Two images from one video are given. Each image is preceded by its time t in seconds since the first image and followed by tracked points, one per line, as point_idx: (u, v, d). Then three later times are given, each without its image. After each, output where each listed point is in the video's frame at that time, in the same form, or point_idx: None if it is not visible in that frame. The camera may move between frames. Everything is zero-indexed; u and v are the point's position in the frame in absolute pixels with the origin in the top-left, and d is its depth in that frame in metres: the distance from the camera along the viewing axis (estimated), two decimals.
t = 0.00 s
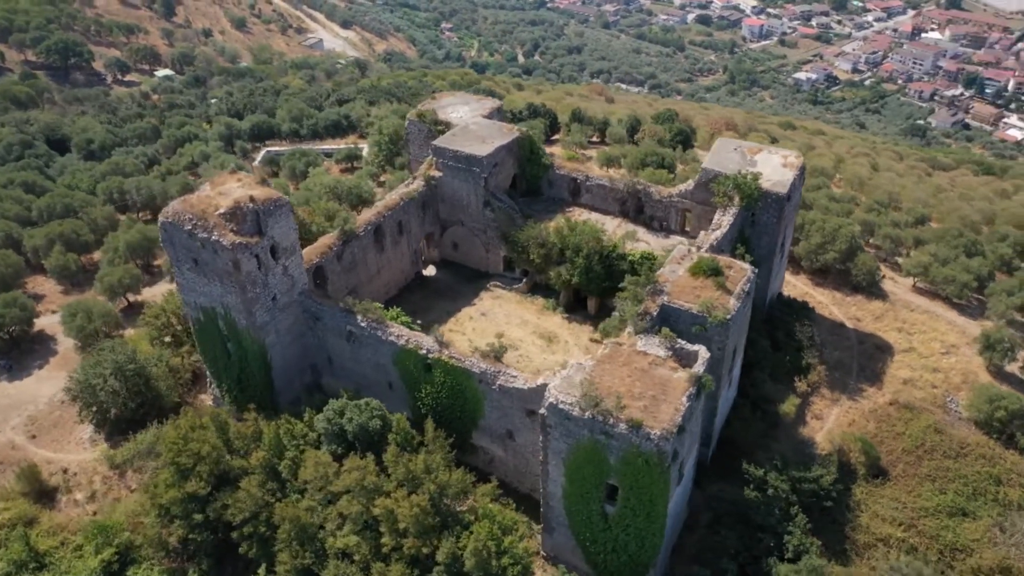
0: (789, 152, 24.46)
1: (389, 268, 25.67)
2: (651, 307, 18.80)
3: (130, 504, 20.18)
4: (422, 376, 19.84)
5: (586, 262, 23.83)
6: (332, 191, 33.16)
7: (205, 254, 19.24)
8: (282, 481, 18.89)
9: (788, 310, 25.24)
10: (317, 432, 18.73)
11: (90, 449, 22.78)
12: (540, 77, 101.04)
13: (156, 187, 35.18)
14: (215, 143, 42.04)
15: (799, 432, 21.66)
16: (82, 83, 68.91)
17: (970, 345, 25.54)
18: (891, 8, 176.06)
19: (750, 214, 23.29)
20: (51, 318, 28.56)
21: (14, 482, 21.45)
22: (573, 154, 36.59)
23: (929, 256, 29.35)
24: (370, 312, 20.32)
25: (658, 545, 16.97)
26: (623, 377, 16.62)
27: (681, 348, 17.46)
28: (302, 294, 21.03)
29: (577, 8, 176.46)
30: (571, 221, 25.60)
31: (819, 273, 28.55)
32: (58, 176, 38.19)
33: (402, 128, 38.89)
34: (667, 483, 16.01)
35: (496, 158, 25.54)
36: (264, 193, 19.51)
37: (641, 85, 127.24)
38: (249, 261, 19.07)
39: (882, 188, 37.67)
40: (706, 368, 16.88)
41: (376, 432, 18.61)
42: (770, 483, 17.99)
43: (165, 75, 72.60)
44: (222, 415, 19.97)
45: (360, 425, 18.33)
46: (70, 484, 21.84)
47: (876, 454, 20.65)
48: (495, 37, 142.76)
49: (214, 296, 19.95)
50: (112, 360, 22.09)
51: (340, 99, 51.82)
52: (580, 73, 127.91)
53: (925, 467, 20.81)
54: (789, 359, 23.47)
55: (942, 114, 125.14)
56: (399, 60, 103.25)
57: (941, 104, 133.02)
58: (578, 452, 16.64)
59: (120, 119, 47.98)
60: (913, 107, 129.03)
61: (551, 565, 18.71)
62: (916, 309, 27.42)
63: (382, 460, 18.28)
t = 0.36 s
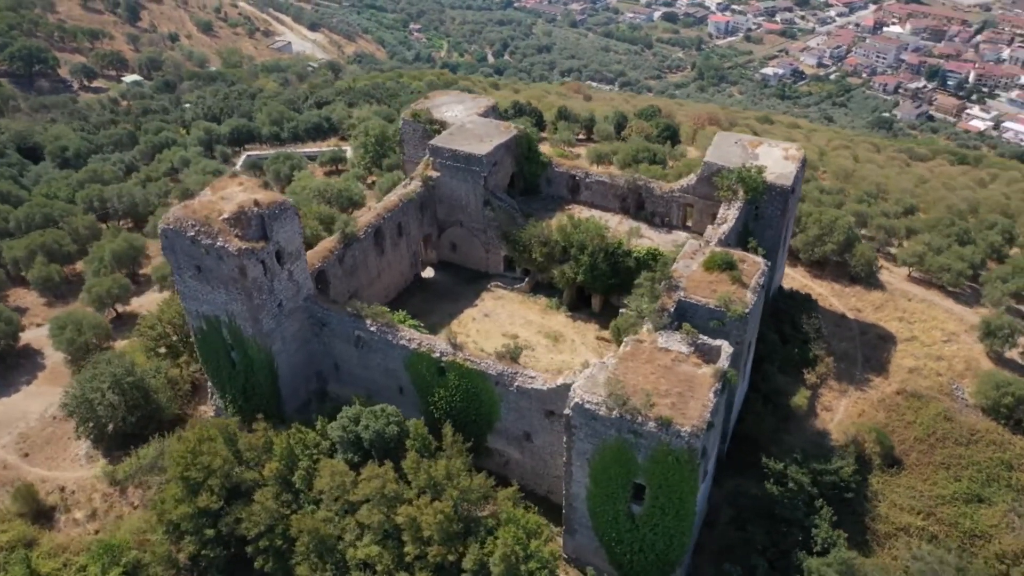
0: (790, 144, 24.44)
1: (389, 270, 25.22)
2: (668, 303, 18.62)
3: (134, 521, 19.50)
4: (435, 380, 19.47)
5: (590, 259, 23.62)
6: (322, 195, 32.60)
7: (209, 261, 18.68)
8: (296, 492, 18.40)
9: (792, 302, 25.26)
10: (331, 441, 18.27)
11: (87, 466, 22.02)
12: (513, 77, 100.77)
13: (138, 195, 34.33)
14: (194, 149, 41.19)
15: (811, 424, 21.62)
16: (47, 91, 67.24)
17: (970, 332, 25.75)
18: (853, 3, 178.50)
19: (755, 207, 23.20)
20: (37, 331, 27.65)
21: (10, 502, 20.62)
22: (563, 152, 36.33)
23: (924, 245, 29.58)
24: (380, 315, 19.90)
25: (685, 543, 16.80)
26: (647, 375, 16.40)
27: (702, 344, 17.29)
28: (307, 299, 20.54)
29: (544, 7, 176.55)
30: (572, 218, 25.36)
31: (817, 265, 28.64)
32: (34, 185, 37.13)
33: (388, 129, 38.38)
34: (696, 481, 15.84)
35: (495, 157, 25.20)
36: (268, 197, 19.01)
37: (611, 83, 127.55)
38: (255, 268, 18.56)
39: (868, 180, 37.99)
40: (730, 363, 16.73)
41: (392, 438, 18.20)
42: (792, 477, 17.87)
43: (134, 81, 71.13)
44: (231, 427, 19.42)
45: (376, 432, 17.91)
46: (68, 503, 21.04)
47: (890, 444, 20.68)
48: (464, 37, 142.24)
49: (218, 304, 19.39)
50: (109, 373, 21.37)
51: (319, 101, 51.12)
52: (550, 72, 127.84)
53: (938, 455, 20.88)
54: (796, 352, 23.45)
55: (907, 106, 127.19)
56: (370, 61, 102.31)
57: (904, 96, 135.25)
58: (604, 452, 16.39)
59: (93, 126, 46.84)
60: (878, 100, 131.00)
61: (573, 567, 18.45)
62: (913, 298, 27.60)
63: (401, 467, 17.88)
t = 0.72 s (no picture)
0: (784, 137, 24.48)
1: (384, 274, 24.81)
2: (678, 298, 18.50)
3: (136, 540, 18.84)
4: (444, 383, 19.13)
5: (590, 257, 23.46)
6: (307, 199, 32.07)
7: (208, 268, 18.14)
8: (306, 503, 17.93)
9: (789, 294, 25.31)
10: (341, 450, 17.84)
11: (81, 484, 21.23)
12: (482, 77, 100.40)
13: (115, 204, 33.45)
14: (170, 155, 40.31)
15: (817, 415, 21.65)
16: (8, 100, 65.47)
17: (963, 319, 26.04)
18: None
19: (753, 200, 23.20)
20: (17, 347, 26.75)
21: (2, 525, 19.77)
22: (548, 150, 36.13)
23: (911, 234, 29.89)
24: (384, 319, 19.52)
25: (706, 540, 16.68)
26: (665, 371, 16.24)
27: (717, 338, 17.18)
28: (307, 305, 20.07)
29: (508, 6, 176.45)
30: (568, 216, 25.17)
31: (809, 257, 28.78)
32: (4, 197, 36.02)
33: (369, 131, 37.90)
34: (718, 477, 15.71)
35: (489, 156, 24.92)
36: (268, 202, 18.54)
37: (579, 81, 127.68)
38: (257, 274, 18.07)
39: (849, 171, 38.36)
40: (746, 357, 16.63)
41: (404, 445, 17.83)
42: (804, 468, 17.78)
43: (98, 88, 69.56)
44: (235, 439, 18.89)
45: (388, 439, 17.51)
46: (63, 524, 20.19)
47: (896, 432, 20.79)
48: (429, 39, 141.57)
49: (217, 313, 18.85)
50: (103, 389, 20.70)
51: (293, 105, 50.38)
52: (517, 71, 127.60)
53: (943, 442, 21.03)
54: (798, 343, 23.48)
55: (869, 99, 129.19)
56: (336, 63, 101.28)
57: (866, 89, 137.40)
58: (624, 451, 16.20)
59: (62, 135, 45.65)
60: (841, 94, 132.96)
61: (591, 569, 18.24)
62: (905, 286, 27.85)
63: (414, 474, 17.53)
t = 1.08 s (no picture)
0: (772, 129, 24.58)
1: (375, 278, 24.33)
2: (684, 292, 18.40)
3: (136, 562, 18.11)
4: (450, 388, 18.79)
5: (586, 254, 23.33)
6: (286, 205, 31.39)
7: (204, 279, 17.56)
8: (316, 516, 17.46)
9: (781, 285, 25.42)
10: (351, 460, 17.42)
11: (71, 507, 20.36)
12: (442, 79, 99.79)
13: (85, 216, 32.37)
14: (137, 164, 39.21)
15: (818, 405, 21.76)
16: None
17: (949, 304, 26.45)
18: None
19: (745, 192, 23.24)
20: None
21: None
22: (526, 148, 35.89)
23: (892, 222, 30.31)
24: (385, 325, 19.13)
25: (726, 535, 16.60)
26: (681, 366, 16.13)
27: (729, 331, 17.13)
28: (305, 313, 19.57)
29: (463, 7, 175.87)
30: (560, 213, 24.98)
31: (794, 247, 29.00)
32: None
33: (344, 134, 37.30)
34: (739, 470, 15.63)
35: (478, 156, 24.62)
36: (264, 208, 18.02)
37: (539, 80, 127.64)
38: (255, 283, 17.54)
39: (823, 162, 38.82)
40: (759, 349, 16.60)
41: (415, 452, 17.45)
42: (815, 458, 17.83)
43: (50, 97, 67.49)
44: (237, 453, 18.31)
45: (400, 447, 17.11)
46: (55, 550, 19.28)
47: (897, 417, 21.01)
48: (386, 41, 140.40)
49: (214, 324, 18.27)
50: (93, 408, 19.92)
51: (259, 110, 49.40)
52: (477, 71, 127.10)
53: (942, 425, 21.31)
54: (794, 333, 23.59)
55: (823, 91, 131.49)
56: (295, 67, 99.80)
57: (819, 82, 139.79)
58: (643, 449, 16.05)
59: (20, 147, 44.13)
60: (796, 86, 135.06)
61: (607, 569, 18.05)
62: (890, 273, 28.22)
63: (427, 481, 17.16)
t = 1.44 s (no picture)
0: (760, 121, 24.68)
1: (368, 283, 23.90)
2: (691, 286, 18.34)
3: None
4: (459, 391, 18.50)
5: (582, 252, 23.21)
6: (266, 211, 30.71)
7: (203, 288, 17.04)
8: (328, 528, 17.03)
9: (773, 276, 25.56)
10: (363, 469, 17.03)
11: (64, 531, 19.51)
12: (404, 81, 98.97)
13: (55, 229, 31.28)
14: (104, 174, 38.07)
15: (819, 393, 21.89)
16: None
17: (934, 289, 26.87)
18: None
19: (738, 185, 23.28)
20: None
21: None
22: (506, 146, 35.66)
23: (873, 210, 30.72)
24: (388, 329, 18.75)
25: (745, 527, 16.57)
26: (697, 360, 16.04)
27: (740, 323, 17.09)
28: (304, 321, 19.11)
29: (419, 8, 174.85)
30: (552, 211, 24.80)
31: (780, 238, 29.22)
32: None
33: (319, 137, 36.69)
34: (759, 462, 15.59)
35: (468, 155, 24.31)
36: (262, 214, 17.54)
37: (499, 80, 127.30)
38: (257, 291, 17.05)
39: (797, 153, 39.25)
40: (773, 339, 16.58)
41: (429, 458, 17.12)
42: (824, 446, 17.92)
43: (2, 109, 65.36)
44: (242, 467, 17.77)
45: (413, 454, 16.78)
46: None
47: (898, 402, 21.24)
48: (344, 44, 138.92)
49: (214, 335, 17.75)
50: (86, 427, 19.24)
51: (225, 116, 48.38)
52: (437, 72, 126.32)
53: (941, 409, 21.59)
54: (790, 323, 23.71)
55: (779, 85, 133.43)
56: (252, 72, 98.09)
57: (775, 75, 141.80)
58: (662, 445, 15.93)
59: None
60: (753, 81, 136.83)
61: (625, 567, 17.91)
62: (874, 261, 28.58)
63: (442, 487, 16.86)
